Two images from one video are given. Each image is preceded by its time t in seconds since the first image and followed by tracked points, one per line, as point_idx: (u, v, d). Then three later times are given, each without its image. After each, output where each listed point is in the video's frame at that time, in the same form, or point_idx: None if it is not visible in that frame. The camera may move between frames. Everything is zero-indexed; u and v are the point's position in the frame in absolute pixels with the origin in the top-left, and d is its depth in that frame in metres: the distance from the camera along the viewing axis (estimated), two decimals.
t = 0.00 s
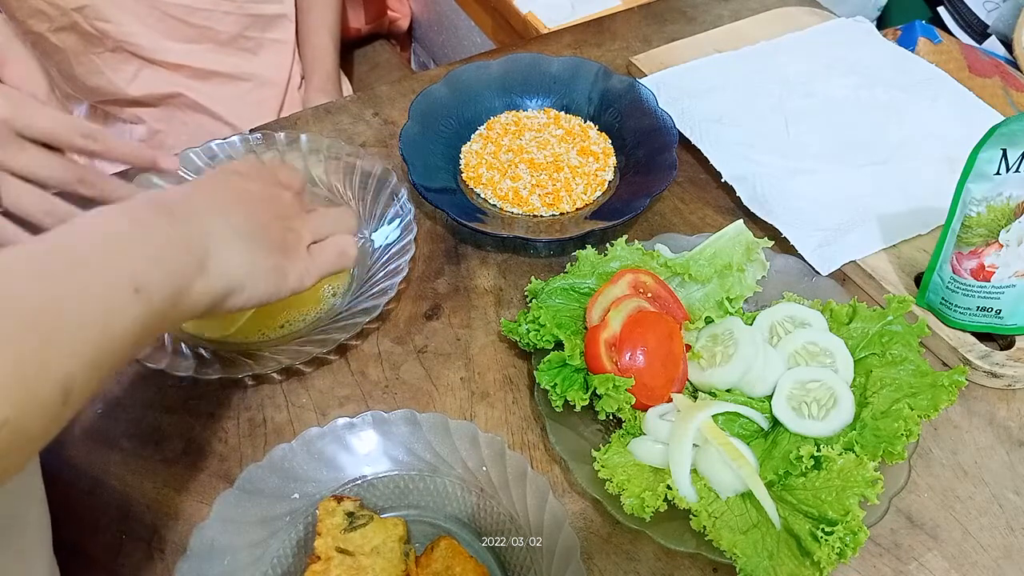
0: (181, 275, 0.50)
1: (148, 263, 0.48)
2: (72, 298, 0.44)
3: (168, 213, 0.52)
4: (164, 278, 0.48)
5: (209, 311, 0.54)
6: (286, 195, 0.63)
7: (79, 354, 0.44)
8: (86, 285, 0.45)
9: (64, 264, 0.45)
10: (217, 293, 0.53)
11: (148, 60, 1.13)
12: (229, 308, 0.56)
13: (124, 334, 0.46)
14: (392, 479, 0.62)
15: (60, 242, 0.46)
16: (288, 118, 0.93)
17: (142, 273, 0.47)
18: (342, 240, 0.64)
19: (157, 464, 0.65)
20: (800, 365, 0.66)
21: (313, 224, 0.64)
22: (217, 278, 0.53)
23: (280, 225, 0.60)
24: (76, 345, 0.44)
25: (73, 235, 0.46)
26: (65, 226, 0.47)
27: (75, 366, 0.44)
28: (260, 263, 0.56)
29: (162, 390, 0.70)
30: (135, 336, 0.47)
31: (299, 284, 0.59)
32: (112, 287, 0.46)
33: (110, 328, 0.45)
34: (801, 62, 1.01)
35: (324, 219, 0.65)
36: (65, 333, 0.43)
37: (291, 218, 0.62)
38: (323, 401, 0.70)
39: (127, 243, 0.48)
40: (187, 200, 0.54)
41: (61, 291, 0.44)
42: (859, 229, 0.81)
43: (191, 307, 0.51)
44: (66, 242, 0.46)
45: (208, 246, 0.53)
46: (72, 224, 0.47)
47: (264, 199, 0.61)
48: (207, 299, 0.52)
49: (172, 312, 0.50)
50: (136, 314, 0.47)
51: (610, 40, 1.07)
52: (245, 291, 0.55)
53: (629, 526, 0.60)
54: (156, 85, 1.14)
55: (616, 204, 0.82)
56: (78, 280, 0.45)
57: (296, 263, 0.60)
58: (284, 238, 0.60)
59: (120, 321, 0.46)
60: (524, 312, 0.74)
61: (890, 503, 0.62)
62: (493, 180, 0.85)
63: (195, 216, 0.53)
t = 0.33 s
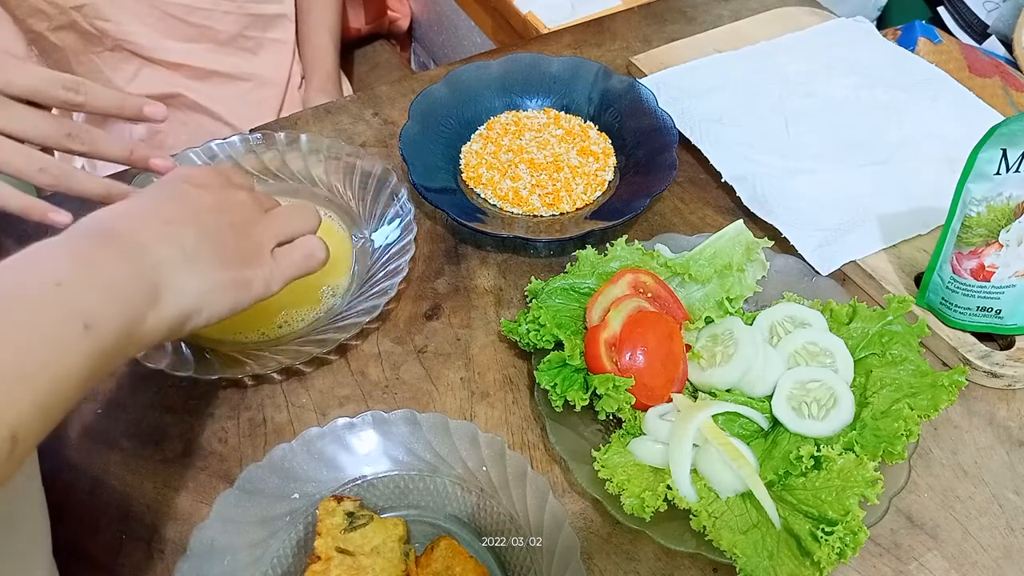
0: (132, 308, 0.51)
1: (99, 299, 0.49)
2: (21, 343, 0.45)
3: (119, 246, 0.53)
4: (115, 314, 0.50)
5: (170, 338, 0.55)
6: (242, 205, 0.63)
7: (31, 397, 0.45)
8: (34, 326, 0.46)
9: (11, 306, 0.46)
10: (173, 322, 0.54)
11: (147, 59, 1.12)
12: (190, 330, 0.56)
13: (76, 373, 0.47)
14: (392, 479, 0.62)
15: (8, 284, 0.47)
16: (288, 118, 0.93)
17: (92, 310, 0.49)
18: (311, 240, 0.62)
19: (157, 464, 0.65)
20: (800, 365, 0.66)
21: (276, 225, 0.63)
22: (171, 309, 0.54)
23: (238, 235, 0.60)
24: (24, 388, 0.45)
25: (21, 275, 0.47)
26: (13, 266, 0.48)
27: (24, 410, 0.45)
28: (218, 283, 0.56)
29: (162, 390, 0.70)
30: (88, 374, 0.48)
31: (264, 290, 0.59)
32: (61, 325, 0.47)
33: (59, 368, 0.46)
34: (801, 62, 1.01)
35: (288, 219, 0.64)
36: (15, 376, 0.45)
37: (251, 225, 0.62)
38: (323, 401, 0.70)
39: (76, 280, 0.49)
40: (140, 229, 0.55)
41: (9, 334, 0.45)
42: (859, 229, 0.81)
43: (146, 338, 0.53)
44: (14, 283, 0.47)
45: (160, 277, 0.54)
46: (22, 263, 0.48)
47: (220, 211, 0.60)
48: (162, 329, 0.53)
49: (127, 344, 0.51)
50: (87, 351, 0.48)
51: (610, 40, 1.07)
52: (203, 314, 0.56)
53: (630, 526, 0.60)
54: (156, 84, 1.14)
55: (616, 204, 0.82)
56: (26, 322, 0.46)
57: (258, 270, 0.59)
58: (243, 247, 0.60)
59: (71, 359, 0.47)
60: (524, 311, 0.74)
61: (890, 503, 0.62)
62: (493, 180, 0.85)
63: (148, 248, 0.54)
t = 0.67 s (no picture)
0: (128, 264, 0.51)
1: (95, 254, 0.50)
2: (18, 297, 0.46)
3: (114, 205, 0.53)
4: (111, 269, 0.50)
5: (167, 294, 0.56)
6: (237, 168, 0.62)
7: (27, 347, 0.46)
8: (30, 278, 0.47)
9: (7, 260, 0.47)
10: (170, 277, 0.54)
11: (147, 58, 1.12)
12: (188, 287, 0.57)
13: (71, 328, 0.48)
14: (392, 479, 0.62)
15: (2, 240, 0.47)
16: (288, 118, 0.93)
17: (87, 263, 0.49)
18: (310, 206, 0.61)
19: (157, 464, 0.65)
20: (800, 365, 0.66)
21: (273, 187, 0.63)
22: (166, 264, 0.54)
23: (234, 196, 0.60)
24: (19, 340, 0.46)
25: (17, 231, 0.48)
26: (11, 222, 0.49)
27: (23, 359, 0.46)
28: (211, 242, 0.56)
29: (162, 390, 0.70)
30: (86, 328, 0.49)
31: (260, 252, 0.59)
32: (58, 278, 0.48)
33: (56, 321, 0.47)
34: (800, 62, 1.01)
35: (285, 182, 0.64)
36: (13, 327, 0.46)
37: (247, 189, 0.62)
38: (323, 401, 0.70)
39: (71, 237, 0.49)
40: (133, 185, 0.55)
41: (6, 288, 0.46)
42: (859, 229, 0.81)
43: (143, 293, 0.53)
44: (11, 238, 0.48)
45: (154, 232, 0.53)
46: (20, 218, 0.49)
47: (217, 174, 0.60)
48: (160, 284, 0.54)
49: (124, 300, 0.52)
50: (82, 305, 0.49)
51: (610, 41, 1.07)
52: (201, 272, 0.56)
53: (630, 526, 0.60)
54: (156, 84, 1.14)
55: (617, 204, 0.82)
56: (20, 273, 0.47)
57: (254, 233, 0.59)
58: (238, 209, 0.59)
59: (67, 312, 0.48)
60: (524, 311, 0.74)
61: (890, 504, 0.62)
62: (493, 180, 0.85)
63: (141, 206, 0.54)
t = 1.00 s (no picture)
0: (116, 256, 0.51)
1: (83, 245, 0.50)
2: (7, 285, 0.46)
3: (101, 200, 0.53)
4: (100, 260, 0.50)
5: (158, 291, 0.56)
6: (220, 170, 0.63)
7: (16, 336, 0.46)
8: (19, 267, 0.47)
9: None
10: (160, 272, 0.54)
11: (147, 58, 1.12)
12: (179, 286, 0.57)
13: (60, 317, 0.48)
14: (392, 479, 0.62)
15: None
16: (288, 118, 0.93)
17: (75, 254, 0.49)
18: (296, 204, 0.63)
19: (157, 464, 0.65)
20: (800, 365, 0.66)
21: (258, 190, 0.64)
22: (156, 258, 0.54)
23: (220, 195, 0.61)
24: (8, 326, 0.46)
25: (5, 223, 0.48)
26: None
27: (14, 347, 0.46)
28: (199, 236, 0.56)
29: (162, 389, 0.70)
30: (75, 319, 0.49)
31: (248, 248, 0.59)
32: (47, 267, 0.48)
33: (45, 308, 0.47)
34: (800, 62, 1.01)
35: (270, 185, 0.65)
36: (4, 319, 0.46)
37: (233, 188, 0.63)
38: (323, 401, 0.70)
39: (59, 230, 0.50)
40: (121, 185, 0.55)
41: None
42: (859, 229, 0.81)
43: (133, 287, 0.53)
44: None
45: (142, 225, 0.54)
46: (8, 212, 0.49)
47: (202, 178, 0.61)
48: (150, 278, 0.54)
49: (114, 294, 0.52)
50: (71, 295, 0.49)
51: (610, 41, 1.07)
52: (191, 268, 0.56)
53: (630, 526, 0.60)
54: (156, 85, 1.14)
55: (617, 204, 0.82)
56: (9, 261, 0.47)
57: (243, 228, 0.60)
58: (224, 209, 0.60)
59: (56, 301, 0.48)
60: (524, 311, 0.74)
61: (890, 503, 0.62)
62: (493, 180, 0.85)
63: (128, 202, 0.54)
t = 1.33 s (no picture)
0: (111, 225, 0.51)
1: (78, 214, 0.50)
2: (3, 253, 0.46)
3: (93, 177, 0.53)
4: (95, 230, 0.50)
5: (156, 267, 0.56)
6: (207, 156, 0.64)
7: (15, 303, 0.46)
8: (13, 234, 0.47)
9: None
10: (156, 245, 0.54)
11: (147, 59, 1.12)
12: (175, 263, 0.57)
13: (58, 287, 0.48)
14: (392, 479, 0.62)
15: None
16: (288, 118, 0.93)
17: (70, 222, 0.49)
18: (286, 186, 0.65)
19: (157, 464, 0.65)
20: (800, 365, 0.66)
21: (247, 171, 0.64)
22: (152, 226, 0.54)
23: (211, 175, 0.61)
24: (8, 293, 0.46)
25: None
26: None
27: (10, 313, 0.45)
28: (193, 208, 0.56)
29: (162, 389, 0.70)
30: (74, 290, 0.49)
31: (243, 224, 0.60)
32: (41, 236, 0.48)
33: (40, 275, 0.47)
34: (800, 62, 1.01)
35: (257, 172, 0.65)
36: None
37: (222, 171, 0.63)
38: (323, 401, 0.70)
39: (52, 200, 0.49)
40: (110, 164, 0.56)
41: None
42: (859, 229, 0.81)
43: (129, 262, 0.53)
44: None
45: (135, 197, 0.54)
46: None
47: (189, 160, 0.61)
48: (147, 249, 0.54)
49: (111, 266, 0.52)
50: (69, 263, 0.49)
51: (610, 41, 1.07)
52: (186, 240, 0.56)
53: (630, 526, 0.60)
54: (156, 85, 1.14)
55: (617, 204, 0.82)
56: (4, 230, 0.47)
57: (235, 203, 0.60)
58: (215, 187, 0.60)
59: (52, 270, 0.48)
60: (524, 311, 0.74)
61: (891, 504, 0.62)
62: (493, 180, 0.85)
63: (120, 178, 0.54)
